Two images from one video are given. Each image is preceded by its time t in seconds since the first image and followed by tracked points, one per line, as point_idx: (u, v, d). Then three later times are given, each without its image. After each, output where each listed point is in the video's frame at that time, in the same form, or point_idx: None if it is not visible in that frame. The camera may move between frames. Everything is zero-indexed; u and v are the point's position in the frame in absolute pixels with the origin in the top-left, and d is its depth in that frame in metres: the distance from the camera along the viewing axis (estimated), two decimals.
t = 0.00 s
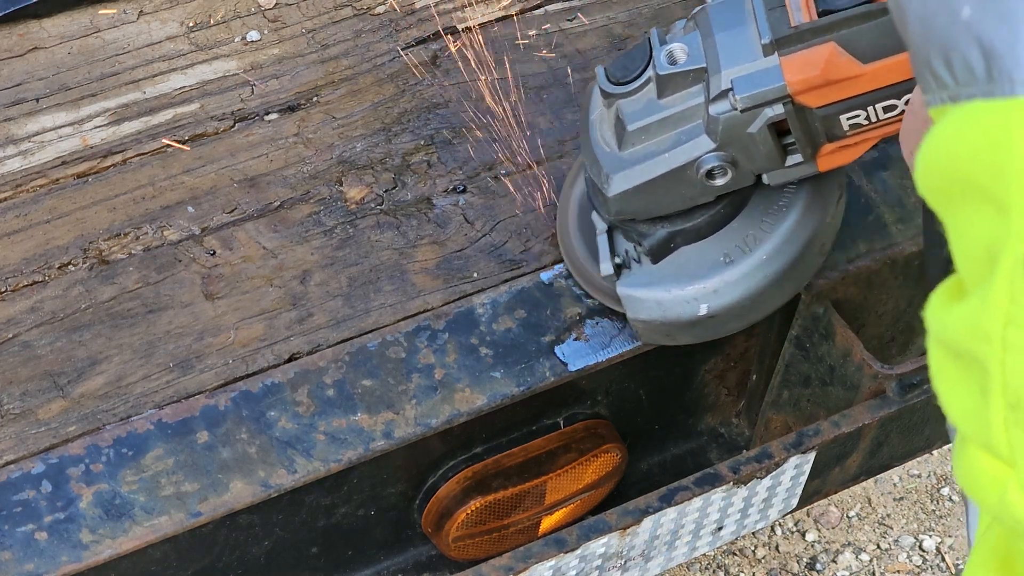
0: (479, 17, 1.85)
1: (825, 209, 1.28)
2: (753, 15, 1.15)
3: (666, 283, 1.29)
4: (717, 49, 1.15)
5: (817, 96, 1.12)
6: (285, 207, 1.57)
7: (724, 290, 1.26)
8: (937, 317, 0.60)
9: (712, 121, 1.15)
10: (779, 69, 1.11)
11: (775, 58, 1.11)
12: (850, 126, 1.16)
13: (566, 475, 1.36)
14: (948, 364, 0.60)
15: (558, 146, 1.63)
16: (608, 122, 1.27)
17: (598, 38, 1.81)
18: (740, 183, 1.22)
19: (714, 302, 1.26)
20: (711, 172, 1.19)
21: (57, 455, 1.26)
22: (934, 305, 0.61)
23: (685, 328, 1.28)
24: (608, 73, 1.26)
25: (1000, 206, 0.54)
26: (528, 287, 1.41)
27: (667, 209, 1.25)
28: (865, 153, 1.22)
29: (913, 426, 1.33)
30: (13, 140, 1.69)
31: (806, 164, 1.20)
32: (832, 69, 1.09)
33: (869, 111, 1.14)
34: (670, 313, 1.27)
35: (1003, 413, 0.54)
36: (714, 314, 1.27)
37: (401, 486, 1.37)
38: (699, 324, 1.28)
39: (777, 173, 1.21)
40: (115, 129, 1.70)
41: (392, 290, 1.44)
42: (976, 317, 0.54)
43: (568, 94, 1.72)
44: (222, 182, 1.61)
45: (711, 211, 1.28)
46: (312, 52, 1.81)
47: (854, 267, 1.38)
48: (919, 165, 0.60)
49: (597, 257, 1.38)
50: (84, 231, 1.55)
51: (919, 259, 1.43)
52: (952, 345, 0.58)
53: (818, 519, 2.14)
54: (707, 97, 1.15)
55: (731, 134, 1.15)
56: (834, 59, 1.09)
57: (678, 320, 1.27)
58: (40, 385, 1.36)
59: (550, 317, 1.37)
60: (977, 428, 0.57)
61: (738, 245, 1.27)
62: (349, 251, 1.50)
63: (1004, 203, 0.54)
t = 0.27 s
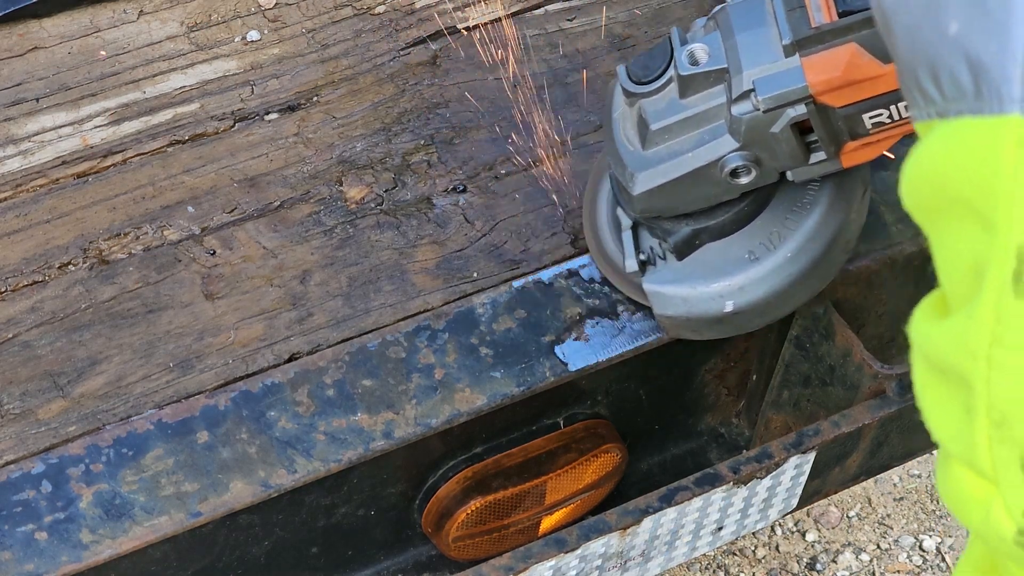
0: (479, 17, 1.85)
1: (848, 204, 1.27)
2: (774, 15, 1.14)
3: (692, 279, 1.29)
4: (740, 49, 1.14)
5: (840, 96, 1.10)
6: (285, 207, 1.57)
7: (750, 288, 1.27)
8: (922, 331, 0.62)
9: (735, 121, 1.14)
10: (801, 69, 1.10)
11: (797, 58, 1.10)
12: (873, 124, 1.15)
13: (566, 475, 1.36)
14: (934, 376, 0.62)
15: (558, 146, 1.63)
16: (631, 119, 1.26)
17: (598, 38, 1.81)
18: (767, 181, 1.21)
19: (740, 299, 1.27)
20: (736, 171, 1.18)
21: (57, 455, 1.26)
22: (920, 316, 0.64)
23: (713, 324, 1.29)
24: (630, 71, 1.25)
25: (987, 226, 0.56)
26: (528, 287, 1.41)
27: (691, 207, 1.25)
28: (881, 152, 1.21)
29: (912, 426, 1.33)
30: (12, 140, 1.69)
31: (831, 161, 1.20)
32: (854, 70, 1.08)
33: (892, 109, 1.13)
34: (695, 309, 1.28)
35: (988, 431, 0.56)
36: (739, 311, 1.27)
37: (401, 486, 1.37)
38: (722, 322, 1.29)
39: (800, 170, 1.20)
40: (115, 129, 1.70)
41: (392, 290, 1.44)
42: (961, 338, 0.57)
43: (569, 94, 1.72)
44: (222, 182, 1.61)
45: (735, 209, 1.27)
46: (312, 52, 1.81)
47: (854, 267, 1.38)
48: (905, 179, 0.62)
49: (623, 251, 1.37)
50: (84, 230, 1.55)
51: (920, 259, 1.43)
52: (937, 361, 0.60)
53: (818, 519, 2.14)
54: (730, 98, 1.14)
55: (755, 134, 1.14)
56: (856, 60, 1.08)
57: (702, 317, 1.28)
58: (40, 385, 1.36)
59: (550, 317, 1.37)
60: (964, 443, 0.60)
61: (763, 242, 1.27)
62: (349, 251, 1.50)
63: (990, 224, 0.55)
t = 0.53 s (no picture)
0: (479, 17, 1.85)
1: (763, 235, 1.26)
2: (690, 44, 1.12)
3: (602, 313, 1.27)
4: (657, 79, 1.11)
5: (757, 128, 1.10)
6: (285, 207, 1.57)
7: (663, 321, 1.24)
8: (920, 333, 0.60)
9: (651, 152, 1.12)
10: (719, 100, 1.08)
11: (716, 90, 1.09)
12: (789, 156, 1.14)
13: (566, 475, 1.36)
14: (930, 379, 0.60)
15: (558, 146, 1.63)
16: (541, 151, 1.24)
17: (598, 38, 1.81)
18: (678, 213, 1.20)
19: (652, 333, 1.25)
20: (649, 205, 1.17)
21: (57, 455, 1.26)
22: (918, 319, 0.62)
23: (624, 358, 1.27)
24: (541, 102, 1.22)
25: (986, 224, 0.54)
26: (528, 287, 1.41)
27: (603, 238, 1.23)
28: (801, 183, 1.21)
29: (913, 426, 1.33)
30: (12, 140, 1.69)
31: (746, 194, 1.19)
32: (772, 101, 1.07)
33: (808, 142, 1.12)
34: (607, 343, 1.26)
35: (989, 432, 0.54)
36: (651, 344, 1.26)
37: (401, 486, 1.37)
38: (636, 355, 1.27)
39: (715, 204, 1.19)
40: (115, 129, 1.70)
41: (392, 290, 1.44)
42: (960, 338, 0.55)
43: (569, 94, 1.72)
44: (222, 182, 1.61)
45: (646, 242, 1.26)
46: (313, 52, 1.81)
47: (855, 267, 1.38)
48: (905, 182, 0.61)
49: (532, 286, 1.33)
50: (84, 230, 1.55)
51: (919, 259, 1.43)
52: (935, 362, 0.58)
53: (818, 519, 2.14)
54: (645, 129, 1.12)
55: (670, 166, 1.13)
56: (774, 91, 1.06)
57: (614, 350, 1.26)
58: (40, 385, 1.37)
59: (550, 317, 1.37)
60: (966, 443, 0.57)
61: (674, 276, 1.25)
62: (349, 251, 1.50)
63: (990, 219, 0.54)
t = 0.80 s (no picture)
0: (479, 17, 1.85)
1: (788, 226, 1.27)
2: (716, 39, 1.12)
3: (632, 305, 1.29)
4: (682, 74, 1.13)
5: (783, 122, 1.10)
6: (285, 207, 1.57)
7: (689, 313, 1.27)
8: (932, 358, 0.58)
9: (676, 147, 1.13)
10: (744, 95, 1.09)
11: (739, 84, 1.10)
12: (816, 149, 1.15)
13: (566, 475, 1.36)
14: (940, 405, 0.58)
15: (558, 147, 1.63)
16: (569, 145, 1.25)
17: (598, 38, 1.81)
18: (706, 206, 1.21)
19: (680, 325, 1.27)
20: (676, 199, 1.19)
21: (57, 455, 1.26)
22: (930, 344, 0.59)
23: (652, 350, 1.29)
24: (568, 96, 1.23)
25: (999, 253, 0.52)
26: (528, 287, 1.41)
27: (630, 232, 1.25)
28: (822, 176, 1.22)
29: (913, 426, 1.33)
30: (13, 140, 1.69)
31: (772, 186, 1.20)
32: (798, 96, 1.08)
33: (834, 135, 1.13)
34: (636, 335, 1.28)
35: (1004, 460, 0.52)
36: (680, 336, 1.28)
37: (401, 486, 1.37)
38: (665, 346, 1.29)
39: (741, 196, 1.20)
40: (115, 129, 1.70)
41: (392, 290, 1.44)
42: (973, 366, 0.52)
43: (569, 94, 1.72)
44: (222, 182, 1.61)
45: (674, 234, 1.27)
46: (313, 52, 1.81)
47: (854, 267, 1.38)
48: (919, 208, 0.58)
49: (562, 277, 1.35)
50: (84, 231, 1.55)
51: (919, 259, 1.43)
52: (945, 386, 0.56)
53: (818, 519, 2.14)
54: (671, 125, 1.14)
55: (696, 161, 1.14)
56: (799, 86, 1.07)
57: (644, 342, 1.29)
58: (40, 385, 1.36)
59: (550, 318, 1.37)
60: (970, 469, 0.55)
61: (703, 267, 1.27)
62: (349, 251, 1.50)
63: (1002, 250, 0.51)
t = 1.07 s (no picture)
0: (479, 17, 1.85)
1: (836, 211, 1.28)
2: (764, 28, 1.12)
3: (681, 291, 1.30)
4: (731, 64, 1.13)
5: (830, 110, 1.11)
6: (285, 207, 1.57)
7: (740, 299, 1.28)
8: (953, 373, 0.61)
9: (727, 137, 1.14)
10: (792, 84, 1.09)
11: (789, 74, 1.09)
12: (864, 135, 1.15)
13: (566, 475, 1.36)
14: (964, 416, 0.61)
15: (558, 147, 1.63)
16: (619, 133, 1.25)
17: (598, 38, 1.81)
18: (757, 192, 1.21)
19: (730, 310, 1.28)
20: (726, 187, 1.19)
21: (57, 455, 1.26)
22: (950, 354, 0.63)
23: (703, 335, 1.30)
24: (616, 85, 1.23)
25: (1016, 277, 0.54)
26: (528, 287, 1.41)
27: (683, 218, 1.25)
28: (873, 158, 1.22)
29: (913, 426, 1.33)
30: (12, 140, 1.69)
31: (822, 171, 1.20)
32: (845, 84, 1.08)
33: (884, 120, 1.14)
34: (685, 320, 1.30)
35: None
36: (729, 322, 1.29)
37: (400, 486, 1.37)
38: (714, 332, 1.30)
39: (790, 181, 1.20)
40: (115, 129, 1.70)
41: (392, 290, 1.44)
42: (992, 386, 0.56)
43: (568, 94, 1.72)
44: (222, 182, 1.61)
45: (723, 222, 1.28)
46: (312, 52, 1.81)
47: (854, 267, 1.38)
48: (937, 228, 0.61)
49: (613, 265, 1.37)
50: (84, 231, 1.55)
51: (920, 259, 1.43)
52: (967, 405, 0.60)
53: (818, 519, 2.14)
54: (721, 114, 1.14)
55: (746, 148, 1.15)
56: (847, 75, 1.08)
57: (692, 327, 1.30)
58: (40, 385, 1.37)
59: (550, 317, 1.37)
60: (998, 487, 0.59)
61: (751, 253, 1.28)
62: (349, 251, 1.50)
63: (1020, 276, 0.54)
